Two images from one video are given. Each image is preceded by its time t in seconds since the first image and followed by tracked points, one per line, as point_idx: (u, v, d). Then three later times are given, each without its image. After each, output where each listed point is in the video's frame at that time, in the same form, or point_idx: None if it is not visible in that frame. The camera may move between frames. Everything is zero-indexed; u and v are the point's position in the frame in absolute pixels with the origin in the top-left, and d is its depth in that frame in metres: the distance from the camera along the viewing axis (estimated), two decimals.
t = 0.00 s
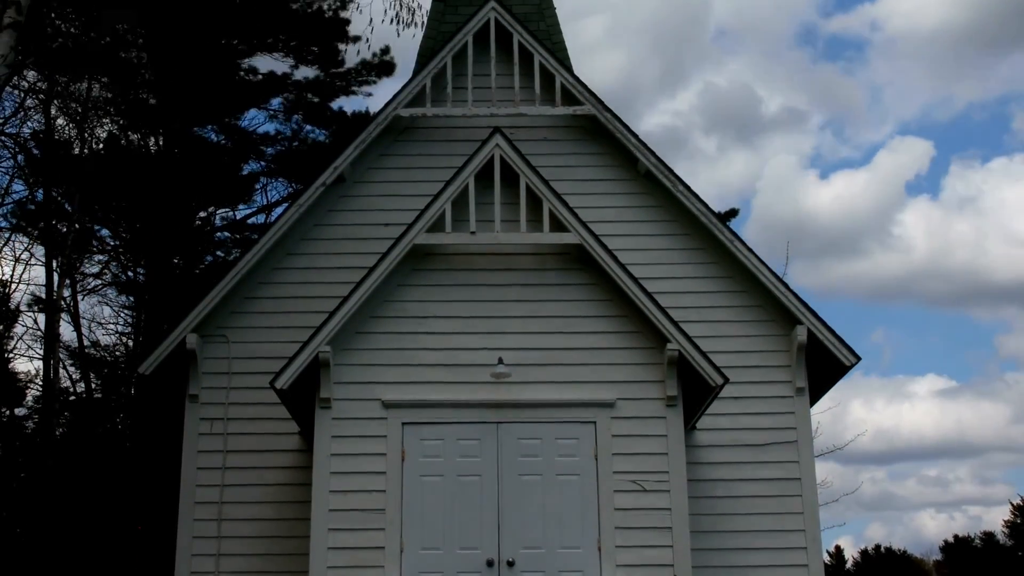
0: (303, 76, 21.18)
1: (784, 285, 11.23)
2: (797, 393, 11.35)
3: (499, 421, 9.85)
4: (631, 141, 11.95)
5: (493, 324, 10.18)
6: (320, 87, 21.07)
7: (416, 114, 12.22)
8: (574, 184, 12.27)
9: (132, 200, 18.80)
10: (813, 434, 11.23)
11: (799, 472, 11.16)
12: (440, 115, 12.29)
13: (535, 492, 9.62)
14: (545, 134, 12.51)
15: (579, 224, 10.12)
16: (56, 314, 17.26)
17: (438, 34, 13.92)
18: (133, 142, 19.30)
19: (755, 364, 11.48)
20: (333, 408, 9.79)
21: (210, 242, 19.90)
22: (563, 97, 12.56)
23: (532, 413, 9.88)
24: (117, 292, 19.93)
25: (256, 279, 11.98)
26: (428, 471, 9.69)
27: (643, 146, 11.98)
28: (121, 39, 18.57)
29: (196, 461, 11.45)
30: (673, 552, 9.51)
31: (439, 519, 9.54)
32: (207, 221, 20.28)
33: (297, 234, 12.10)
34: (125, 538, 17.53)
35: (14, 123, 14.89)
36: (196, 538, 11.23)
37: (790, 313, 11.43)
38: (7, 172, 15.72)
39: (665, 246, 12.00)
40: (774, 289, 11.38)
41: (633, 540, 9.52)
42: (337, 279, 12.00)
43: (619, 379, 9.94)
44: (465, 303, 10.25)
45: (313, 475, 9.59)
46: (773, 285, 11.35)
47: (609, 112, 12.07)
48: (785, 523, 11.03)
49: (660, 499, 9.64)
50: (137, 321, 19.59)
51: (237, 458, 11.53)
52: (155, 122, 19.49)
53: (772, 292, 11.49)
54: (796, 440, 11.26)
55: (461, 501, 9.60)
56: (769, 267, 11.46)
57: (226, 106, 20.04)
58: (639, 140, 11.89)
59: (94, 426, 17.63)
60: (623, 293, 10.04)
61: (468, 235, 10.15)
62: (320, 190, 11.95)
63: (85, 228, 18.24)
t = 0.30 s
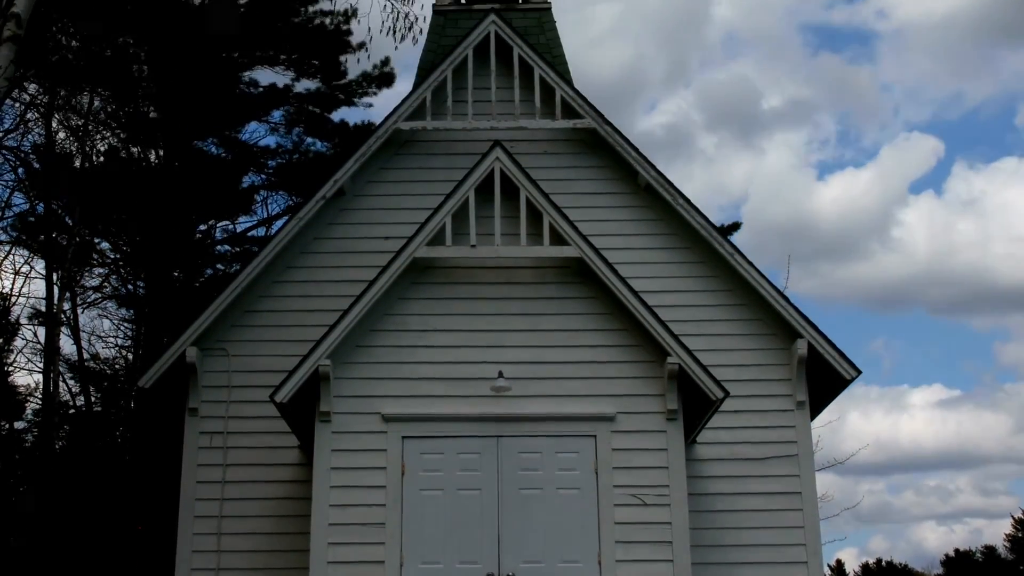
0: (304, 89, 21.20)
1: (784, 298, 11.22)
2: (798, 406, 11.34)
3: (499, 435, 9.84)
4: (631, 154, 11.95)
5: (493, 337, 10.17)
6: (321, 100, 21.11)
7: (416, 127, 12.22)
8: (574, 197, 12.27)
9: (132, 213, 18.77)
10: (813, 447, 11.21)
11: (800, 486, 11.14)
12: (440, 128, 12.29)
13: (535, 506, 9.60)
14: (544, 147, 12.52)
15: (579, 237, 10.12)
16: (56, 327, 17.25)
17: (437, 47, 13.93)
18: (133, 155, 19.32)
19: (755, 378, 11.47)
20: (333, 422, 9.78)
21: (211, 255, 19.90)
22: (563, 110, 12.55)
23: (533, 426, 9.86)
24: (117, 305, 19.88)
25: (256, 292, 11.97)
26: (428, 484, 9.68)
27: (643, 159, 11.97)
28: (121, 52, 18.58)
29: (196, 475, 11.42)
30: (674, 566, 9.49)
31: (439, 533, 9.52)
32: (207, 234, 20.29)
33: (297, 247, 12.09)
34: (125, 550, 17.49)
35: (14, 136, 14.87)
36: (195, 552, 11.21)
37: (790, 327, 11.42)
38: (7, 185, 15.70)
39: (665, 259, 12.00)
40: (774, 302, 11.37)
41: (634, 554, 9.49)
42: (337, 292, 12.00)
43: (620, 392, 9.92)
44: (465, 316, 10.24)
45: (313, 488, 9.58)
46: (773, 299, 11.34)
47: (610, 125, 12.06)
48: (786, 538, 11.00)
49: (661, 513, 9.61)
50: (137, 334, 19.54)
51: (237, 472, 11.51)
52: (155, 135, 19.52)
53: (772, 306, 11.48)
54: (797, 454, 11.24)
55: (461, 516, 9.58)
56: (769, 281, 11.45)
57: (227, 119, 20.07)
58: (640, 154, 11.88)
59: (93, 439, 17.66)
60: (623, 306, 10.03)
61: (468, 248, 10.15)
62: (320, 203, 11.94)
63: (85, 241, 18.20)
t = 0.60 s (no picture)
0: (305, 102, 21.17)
1: (785, 311, 11.20)
2: (799, 420, 11.32)
3: (499, 448, 9.82)
4: (631, 168, 11.95)
5: (493, 351, 10.16)
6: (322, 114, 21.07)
7: (416, 140, 12.22)
8: (575, 210, 12.27)
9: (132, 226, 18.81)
10: (813, 461, 11.20)
11: (801, 500, 11.12)
12: (440, 141, 12.29)
13: (535, 520, 9.58)
14: (544, 160, 12.51)
15: (580, 250, 10.11)
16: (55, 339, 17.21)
17: (437, 60, 13.94)
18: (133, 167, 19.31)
19: (756, 392, 11.46)
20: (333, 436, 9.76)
21: (210, 268, 19.87)
22: (563, 123, 12.56)
23: (533, 440, 9.85)
24: (116, 318, 19.84)
25: (256, 305, 11.95)
26: (428, 498, 9.66)
27: (643, 172, 11.97)
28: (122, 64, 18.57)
29: (195, 488, 11.40)
30: None
31: (439, 546, 9.50)
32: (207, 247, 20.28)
33: (297, 260, 12.08)
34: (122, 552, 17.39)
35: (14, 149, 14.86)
36: (195, 566, 11.18)
37: (791, 339, 11.40)
38: (6, 197, 15.69)
39: (665, 272, 11.99)
40: (774, 315, 11.36)
41: (635, 568, 9.47)
42: (337, 305, 11.99)
43: (620, 406, 9.91)
44: (465, 330, 10.24)
45: (313, 502, 9.56)
46: (773, 312, 11.33)
47: (610, 138, 12.06)
48: (787, 551, 10.98)
49: (661, 527, 9.59)
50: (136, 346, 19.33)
51: (236, 485, 11.49)
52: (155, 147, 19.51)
53: (773, 319, 11.46)
54: (798, 467, 11.22)
55: (461, 529, 9.56)
56: (769, 294, 11.43)
57: (227, 132, 20.06)
58: (640, 167, 11.88)
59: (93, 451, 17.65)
60: (623, 319, 10.02)
61: (468, 261, 10.15)
62: (320, 217, 11.94)
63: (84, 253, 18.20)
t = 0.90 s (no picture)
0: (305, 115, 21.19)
1: (785, 325, 11.18)
2: (799, 434, 11.30)
3: (500, 462, 9.81)
4: (631, 181, 11.94)
5: (493, 364, 10.15)
6: (322, 128, 21.14)
7: (416, 153, 12.21)
8: (575, 223, 12.27)
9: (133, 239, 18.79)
10: (813, 474, 11.19)
11: (801, 513, 11.09)
12: (439, 155, 12.28)
13: (535, 533, 9.56)
14: (544, 173, 12.53)
15: (580, 263, 10.10)
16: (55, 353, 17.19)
17: (438, 73, 13.95)
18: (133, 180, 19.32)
19: (756, 405, 11.44)
20: (332, 449, 9.74)
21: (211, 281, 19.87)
22: (563, 136, 12.55)
23: (534, 454, 9.83)
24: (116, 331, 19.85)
25: (256, 318, 11.94)
26: (428, 512, 9.64)
27: (643, 185, 11.96)
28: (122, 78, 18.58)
29: (195, 501, 11.38)
30: None
31: (438, 560, 9.48)
32: (207, 260, 20.28)
33: (297, 273, 12.07)
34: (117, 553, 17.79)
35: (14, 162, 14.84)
36: None
37: (790, 353, 11.40)
38: (7, 211, 15.68)
39: (665, 285, 11.98)
40: (775, 329, 11.34)
41: None
42: (337, 318, 11.98)
43: (621, 419, 9.89)
44: (465, 343, 10.23)
45: (313, 515, 9.54)
46: (774, 325, 11.31)
47: (610, 152, 12.06)
48: (788, 565, 10.95)
49: (662, 541, 9.57)
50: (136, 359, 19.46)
51: (236, 499, 11.47)
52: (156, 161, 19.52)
53: (772, 332, 11.45)
54: (799, 481, 11.20)
55: (461, 543, 9.54)
56: (769, 307, 11.42)
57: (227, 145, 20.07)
58: (641, 180, 11.88)
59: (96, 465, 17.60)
60: (623, 332, 10.02)
61: (468, 274, 10.14)
62: (321, 230, 11.93)
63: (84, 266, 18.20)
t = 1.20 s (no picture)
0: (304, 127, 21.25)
1: (786, 339, 11.17)
2: (799, 448, 11.29)
3: (500, 475, 9.79)
4: (631, 194, 11.93)
5: (493, 378, 10.15)
6: (322, 141, 21.19)
7: (417, 166, 12.20)
8: (575, 237, 12.26)
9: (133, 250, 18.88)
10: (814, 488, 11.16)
11: (803, 528, 11.07)
12: (440, 168, 12.24)
13: (536, 547, 9.54)
14: (544, 186, 12.53)
15: (580, 276, 10.09)
16: (54, 366, 17.19)
17: (438, 86, 13.96)
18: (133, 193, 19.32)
19: (758, 419, 11.43)
20: (332, 462, 9.74)
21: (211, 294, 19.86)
22: (564, 149, 12.54)
23: (534, 468, 9.81)
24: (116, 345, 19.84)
25: (256, 331, 11.91)
26: (427, 526, 9.62)
27: (644, 199, 11.95)
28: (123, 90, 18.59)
29: (194, 515, 11.34)
30: None
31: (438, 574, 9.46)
32: (207, 272, 20.28)
33: (297, 286, 12.06)
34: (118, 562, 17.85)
35: (14, 174, 14.88)
36: None
37: (790, 366, 11.39)
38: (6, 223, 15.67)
39: (666, 299, 11.97)
40: (775, 342, 11.32)
41: None
42: (337, 331, 11.95)
43: (622, 433, 9.88)
44: (465, 356, 10.22)
45: (313, 529, 9.53)
46: (775, 339, 11.30)
47: (611, 165, 12.04)
48: None
49: (662, 555, 9.55)
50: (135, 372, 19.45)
51: (236, 512, 11.46)
52: (156, 173, 19.53)
53: (772, 346, 11.44)
54: (800, 495, 11.18)
55: (461, 557, 9.51)
56: (769, 320, 11.41)
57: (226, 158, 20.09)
58: (641, 194, 11.87)
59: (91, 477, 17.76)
60: (623, 345, 10.01)
61: (468, 288, 10.13)
62: (321, 243, 11.92)
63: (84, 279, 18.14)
